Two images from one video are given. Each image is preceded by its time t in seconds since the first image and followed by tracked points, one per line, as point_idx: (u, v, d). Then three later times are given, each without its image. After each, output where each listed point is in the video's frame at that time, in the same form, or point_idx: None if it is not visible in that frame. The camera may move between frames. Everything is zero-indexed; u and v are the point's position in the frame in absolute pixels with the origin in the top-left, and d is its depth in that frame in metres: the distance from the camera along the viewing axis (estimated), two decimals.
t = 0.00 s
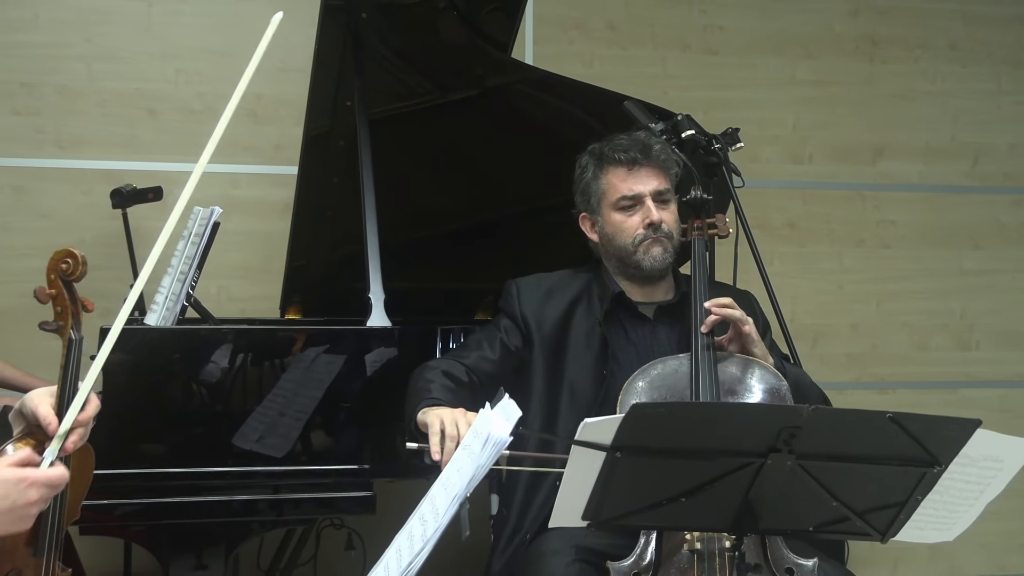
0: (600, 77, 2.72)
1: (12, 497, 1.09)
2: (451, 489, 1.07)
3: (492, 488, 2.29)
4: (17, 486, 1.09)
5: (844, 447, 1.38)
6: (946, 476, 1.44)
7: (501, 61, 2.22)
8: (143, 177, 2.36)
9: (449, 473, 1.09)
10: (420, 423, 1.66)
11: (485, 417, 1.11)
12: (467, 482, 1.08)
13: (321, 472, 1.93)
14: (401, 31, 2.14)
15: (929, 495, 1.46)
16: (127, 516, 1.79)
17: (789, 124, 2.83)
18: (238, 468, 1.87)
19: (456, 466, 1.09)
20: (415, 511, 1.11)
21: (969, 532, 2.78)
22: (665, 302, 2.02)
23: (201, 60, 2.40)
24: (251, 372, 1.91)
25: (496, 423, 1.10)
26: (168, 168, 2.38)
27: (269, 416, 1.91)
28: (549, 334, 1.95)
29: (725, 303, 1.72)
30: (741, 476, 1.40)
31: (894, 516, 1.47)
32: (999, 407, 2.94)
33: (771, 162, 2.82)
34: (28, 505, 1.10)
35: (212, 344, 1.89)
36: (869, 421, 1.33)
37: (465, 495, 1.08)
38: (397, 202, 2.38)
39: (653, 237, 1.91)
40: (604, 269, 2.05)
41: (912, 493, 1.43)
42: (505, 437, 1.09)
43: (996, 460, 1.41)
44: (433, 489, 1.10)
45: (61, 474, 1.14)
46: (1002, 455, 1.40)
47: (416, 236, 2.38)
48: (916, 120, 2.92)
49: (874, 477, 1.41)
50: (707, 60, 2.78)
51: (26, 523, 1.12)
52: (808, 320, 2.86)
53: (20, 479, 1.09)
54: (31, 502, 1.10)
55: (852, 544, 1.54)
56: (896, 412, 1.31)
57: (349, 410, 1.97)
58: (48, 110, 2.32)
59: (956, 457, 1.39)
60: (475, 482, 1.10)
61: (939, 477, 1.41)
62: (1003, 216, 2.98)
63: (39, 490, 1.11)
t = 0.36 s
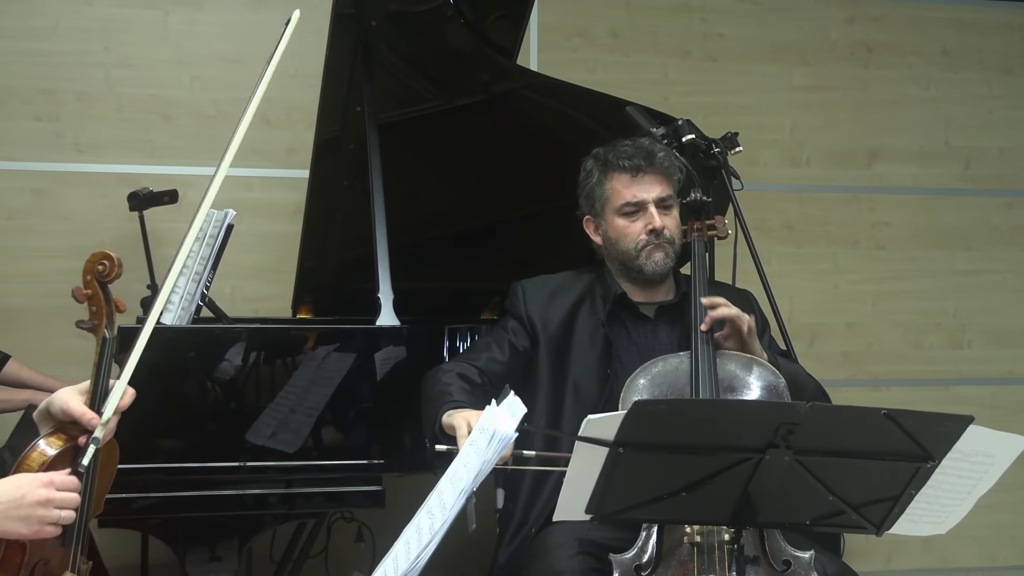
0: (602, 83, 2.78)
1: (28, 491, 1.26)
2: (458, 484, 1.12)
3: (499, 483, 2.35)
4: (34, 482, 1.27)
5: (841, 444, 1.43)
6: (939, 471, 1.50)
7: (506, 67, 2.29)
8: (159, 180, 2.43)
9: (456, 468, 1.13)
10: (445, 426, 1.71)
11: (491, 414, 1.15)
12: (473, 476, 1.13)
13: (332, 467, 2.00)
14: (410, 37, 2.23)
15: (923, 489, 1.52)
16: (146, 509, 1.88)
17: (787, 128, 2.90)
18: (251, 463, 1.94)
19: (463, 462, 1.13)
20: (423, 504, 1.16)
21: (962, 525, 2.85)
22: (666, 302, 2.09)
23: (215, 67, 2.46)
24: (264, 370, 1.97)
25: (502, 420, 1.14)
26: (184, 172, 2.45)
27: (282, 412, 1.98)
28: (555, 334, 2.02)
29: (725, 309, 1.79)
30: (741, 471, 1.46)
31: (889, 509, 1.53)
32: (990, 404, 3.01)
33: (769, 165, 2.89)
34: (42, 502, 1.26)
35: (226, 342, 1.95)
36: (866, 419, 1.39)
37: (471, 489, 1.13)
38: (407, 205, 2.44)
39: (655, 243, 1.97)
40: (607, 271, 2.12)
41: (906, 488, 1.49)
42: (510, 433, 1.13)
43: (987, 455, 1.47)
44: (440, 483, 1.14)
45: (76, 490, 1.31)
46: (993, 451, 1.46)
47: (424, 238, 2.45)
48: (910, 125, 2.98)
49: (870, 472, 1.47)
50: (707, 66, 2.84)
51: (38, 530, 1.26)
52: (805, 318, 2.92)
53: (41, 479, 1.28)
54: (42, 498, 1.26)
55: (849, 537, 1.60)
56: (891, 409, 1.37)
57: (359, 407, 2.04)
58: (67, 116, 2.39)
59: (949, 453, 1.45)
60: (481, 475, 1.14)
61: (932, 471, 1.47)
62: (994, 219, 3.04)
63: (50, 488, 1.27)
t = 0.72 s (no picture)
0: (604, 89, 2.85)
1: (45, 467, 1.19)
2: (465, 478, 1.17)
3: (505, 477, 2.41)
4: (52, 457, 1.20)
5: (836, 439, 1.50)
6: (932, 466, 1.57)
7: (511, 74, 2.34)
8: (175, 184, 2.50)
9: (463, 463, 1.19)
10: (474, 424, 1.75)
11: (497, 411, 1.21)
12: (479, 471, 1.18)
13: (342, 462, 2.06)
14: (417, 44, 2.28)
15: (916, 483, 1.58)
16: (160, 502, 1.94)
17: (785, 133, 2.96)
18: (264, 458, 2.01)
19: (470, 457, 1.19)
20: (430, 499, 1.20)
21: (954, 518, 2.91)
22: (667, 302, 2.16)
23: (229, 74, 2.53)
24: (276, 368, 2.05)
25: (507, 416, 1.20)
26: (199, 175, 2.52)
27: (294, 409, 2.05)
28: (560, 333, 2.08)
29: (726, 310, 1.87)
30: (740, 465, 1.52)
31: (884, 503, 1.60)
32: (982, 401, 3.07)
33: (768, 168, 2.95)
34: (61, 473, 1.19)
35: (240, 341, 2.02)
36: (861, 415, 1.45)
37: (477, 483, 1.19)
38: (417, 207, 2.49)
39: (658, 246, 2.05)
40: (612, 272, 2.19)
41: (900, 482, 1.55)
42: (516, 429, 1.19)
43: (978, 451, 1.54)
44: (448, 478, 1.19)
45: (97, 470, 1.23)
46: (984, 446, 1.53)
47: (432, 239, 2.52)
48: (904, 129, 3.05)
49: (865, 466, 1.53)
50: (707, 72, 2.91)
51: (59, 504, 1.18)
52: (802, 318, 2.99)
53: (58, 454, 1.21)
54: (59, 472, 1.18)
55: (846, 530, 1.66)
56: (885, 406, 1.43)
57: (368, 404, 2.10)
58: (86, 121, 2.46)
59: (940, 448, 1.52)
60: (486, 471, 1.20)
61: (926, 466, 1.53)
62: (986, 221, 3.11)
63: (68, 461, 1.20)
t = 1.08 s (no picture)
0: (612, 94, 2.92)
1: (92, 471, 1.29)
2: (480, 474, 1.21)
3: (518, 472, 2.48)
4: (98, 460, 1.30)
5: (841, 436, 1.54)
6: (935, 462, 1.62)
7: (523, 80, 2.39)
8: (198, 187, 2.57)
9: (477, 458, 1.22)
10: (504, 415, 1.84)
11: (511, 408, 1.23)
12: (493, 467, 1.21)
13: (360, 457, 2.12)
14: (432, 53, 2.36)
15: (920, 478, 1.64)
16: (185, 495, 1.99)
17: (790, 136, 3.03)
18: (285, 453, 2.07)
19: (484, 453, 1.22)
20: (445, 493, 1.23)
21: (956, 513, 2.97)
22: (675, 301, 2.23)
23: (250, 81, 2.61)
24: (296, 365, 2.10)
25: (521, 413, 1.22)
26: (220, 179, 2.59)
27: (312, 406, 2.10)
28: (573, 333, 2.16)
29: (732, 309, 1.92)
30: (748, 461, 1.56)
31: (888, 498, 1.65)
32: (982, 398, 3.14)
33: (773, 171, 3.02)
34: (109, 477, 1.29)
35: (261, 340, 2.07)
36: (866, 412, 1.49)
37: (492, 478, 1.22)
38: (432, 209, 2.57)
39: (668, 248, 2.11)
40: (622, 273, 2.26)
41: (904, 477, 1.60)
42: (529, 425, 1.21)
43: (979, 446, 1.59)
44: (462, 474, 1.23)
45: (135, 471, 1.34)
46: (985, 442, 1.58)
47: (447, 240, 2.60)
48: (906, 133, 3.11)
49: (870, 463, 1.58)
50: (714, 78, 2.98)
51: (107, 506, 1.29)
52: (807, 317, 3.06)
53: (102, 457, 1.31)
54: (107, 475, 1.29)
55: (849, 524, 1.71)
56: (889, 403, 1.47)
57: (386, 401, 2.16)
58: (112, 126, 2.54)
59: (944, 444, 1.57)
60: (501, 466, 1.22)
61: (929, 462, 1.58)
62: (987, 223, 3.17)
63: (113, 465, 1.30)
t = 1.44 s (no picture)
0: (624, 100, 2.99)
1: (122, 474, 1.27)
2: (497, 468, 1.23)
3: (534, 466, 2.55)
4: (127, 463, 1.27)
5: (848, 431, 1.58)
6: (940, 456, 1.66)
7: (538, 86, 2.47)
8: (223, 191, 2.66)
9: (494, 453, 1.24)
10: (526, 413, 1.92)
11: (527, 404, 1.26)
12: (509, 461, 1.24)
13: (379, 452, 2.17)
14: (449, 60, 2.43)
15: (925, 473, 1.67)
16: (212, 489, 2.05)
17: (797, 140, 3.10)
18: (307, 447, 2.11)
19: (501, 447, 1.25)
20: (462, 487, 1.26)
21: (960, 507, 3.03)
22: (685, 301, 2.30)
23: (273, 89, 2.69)
24: (318, 363, 2.16)
25: (535, 409, 1.25)
26: (244, 183, 2.68)
27: (334, 403, 2.15)
28: (585, 333, 2.23)
29: (741, 307, 1.98)
30: (757, 455, 1.61)
31: (893, 493, 1.69)
32: (986, 395, 3.20)
33: (782, 174, 3.09)
34: (138, 481, 1.27)
35: (284, 338, 2.14)
36: (871, 408, 1.54)
37: (509, 473, 1.24)
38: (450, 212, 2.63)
39: (678, 251, 2.18)
40: (633, 274, 2.33)
41: (909, 472, 1.64)
42: (544, 421, 1.24)
43: (983, 443, 1.62)
44: (479, 469, 1.25)
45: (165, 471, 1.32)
46: (989, 438, 1.61)
47: (463, 242, 2.67)
48: (912, 137, 3.18)
49: (876, 458, 1.62)
50: (723, 83, 3.05)
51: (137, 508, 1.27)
52: (815, 316, 3.12)
53: (131, 460, 1.28)
54: (136, 480, 1.27)
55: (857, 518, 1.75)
56: (895, 399, 1.51)
57: (404, 398, 2.21)
58: (141, 132, 2.63)
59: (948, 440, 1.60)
60: (517, 461, 1.25)
61: (934, 457, 1.62)
62: (990, 224, 3.23)
63: (143, 469, 1.27)
